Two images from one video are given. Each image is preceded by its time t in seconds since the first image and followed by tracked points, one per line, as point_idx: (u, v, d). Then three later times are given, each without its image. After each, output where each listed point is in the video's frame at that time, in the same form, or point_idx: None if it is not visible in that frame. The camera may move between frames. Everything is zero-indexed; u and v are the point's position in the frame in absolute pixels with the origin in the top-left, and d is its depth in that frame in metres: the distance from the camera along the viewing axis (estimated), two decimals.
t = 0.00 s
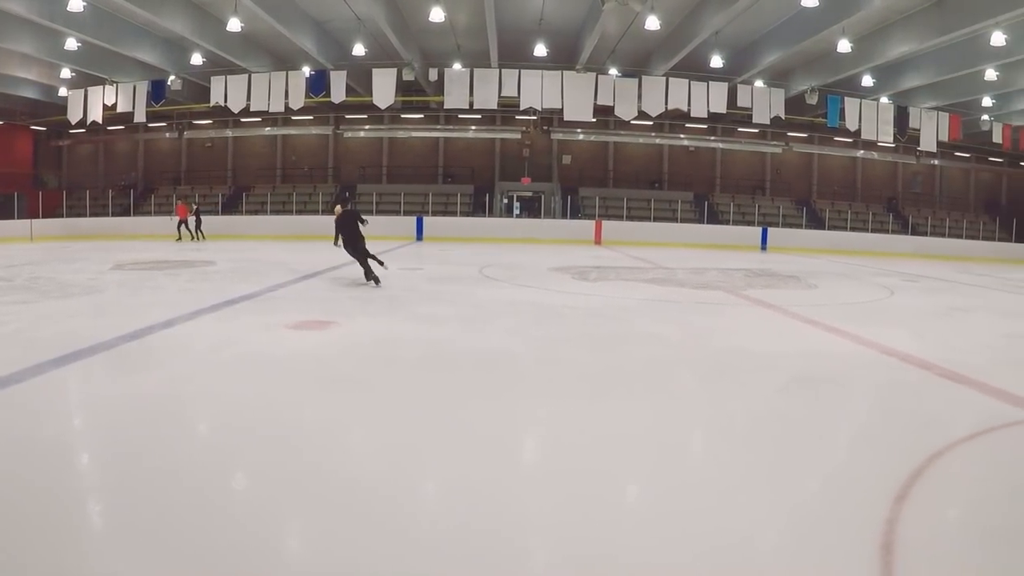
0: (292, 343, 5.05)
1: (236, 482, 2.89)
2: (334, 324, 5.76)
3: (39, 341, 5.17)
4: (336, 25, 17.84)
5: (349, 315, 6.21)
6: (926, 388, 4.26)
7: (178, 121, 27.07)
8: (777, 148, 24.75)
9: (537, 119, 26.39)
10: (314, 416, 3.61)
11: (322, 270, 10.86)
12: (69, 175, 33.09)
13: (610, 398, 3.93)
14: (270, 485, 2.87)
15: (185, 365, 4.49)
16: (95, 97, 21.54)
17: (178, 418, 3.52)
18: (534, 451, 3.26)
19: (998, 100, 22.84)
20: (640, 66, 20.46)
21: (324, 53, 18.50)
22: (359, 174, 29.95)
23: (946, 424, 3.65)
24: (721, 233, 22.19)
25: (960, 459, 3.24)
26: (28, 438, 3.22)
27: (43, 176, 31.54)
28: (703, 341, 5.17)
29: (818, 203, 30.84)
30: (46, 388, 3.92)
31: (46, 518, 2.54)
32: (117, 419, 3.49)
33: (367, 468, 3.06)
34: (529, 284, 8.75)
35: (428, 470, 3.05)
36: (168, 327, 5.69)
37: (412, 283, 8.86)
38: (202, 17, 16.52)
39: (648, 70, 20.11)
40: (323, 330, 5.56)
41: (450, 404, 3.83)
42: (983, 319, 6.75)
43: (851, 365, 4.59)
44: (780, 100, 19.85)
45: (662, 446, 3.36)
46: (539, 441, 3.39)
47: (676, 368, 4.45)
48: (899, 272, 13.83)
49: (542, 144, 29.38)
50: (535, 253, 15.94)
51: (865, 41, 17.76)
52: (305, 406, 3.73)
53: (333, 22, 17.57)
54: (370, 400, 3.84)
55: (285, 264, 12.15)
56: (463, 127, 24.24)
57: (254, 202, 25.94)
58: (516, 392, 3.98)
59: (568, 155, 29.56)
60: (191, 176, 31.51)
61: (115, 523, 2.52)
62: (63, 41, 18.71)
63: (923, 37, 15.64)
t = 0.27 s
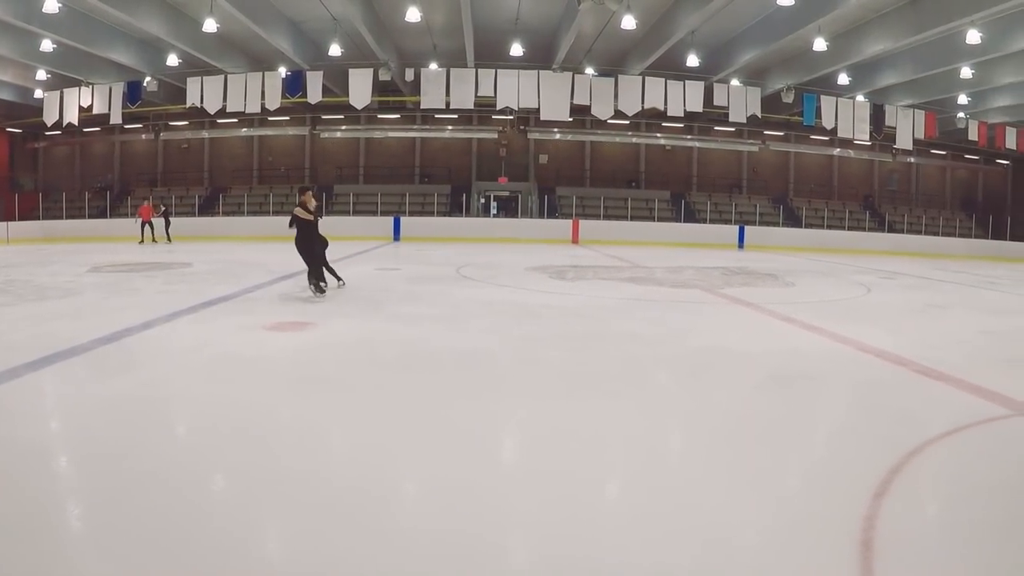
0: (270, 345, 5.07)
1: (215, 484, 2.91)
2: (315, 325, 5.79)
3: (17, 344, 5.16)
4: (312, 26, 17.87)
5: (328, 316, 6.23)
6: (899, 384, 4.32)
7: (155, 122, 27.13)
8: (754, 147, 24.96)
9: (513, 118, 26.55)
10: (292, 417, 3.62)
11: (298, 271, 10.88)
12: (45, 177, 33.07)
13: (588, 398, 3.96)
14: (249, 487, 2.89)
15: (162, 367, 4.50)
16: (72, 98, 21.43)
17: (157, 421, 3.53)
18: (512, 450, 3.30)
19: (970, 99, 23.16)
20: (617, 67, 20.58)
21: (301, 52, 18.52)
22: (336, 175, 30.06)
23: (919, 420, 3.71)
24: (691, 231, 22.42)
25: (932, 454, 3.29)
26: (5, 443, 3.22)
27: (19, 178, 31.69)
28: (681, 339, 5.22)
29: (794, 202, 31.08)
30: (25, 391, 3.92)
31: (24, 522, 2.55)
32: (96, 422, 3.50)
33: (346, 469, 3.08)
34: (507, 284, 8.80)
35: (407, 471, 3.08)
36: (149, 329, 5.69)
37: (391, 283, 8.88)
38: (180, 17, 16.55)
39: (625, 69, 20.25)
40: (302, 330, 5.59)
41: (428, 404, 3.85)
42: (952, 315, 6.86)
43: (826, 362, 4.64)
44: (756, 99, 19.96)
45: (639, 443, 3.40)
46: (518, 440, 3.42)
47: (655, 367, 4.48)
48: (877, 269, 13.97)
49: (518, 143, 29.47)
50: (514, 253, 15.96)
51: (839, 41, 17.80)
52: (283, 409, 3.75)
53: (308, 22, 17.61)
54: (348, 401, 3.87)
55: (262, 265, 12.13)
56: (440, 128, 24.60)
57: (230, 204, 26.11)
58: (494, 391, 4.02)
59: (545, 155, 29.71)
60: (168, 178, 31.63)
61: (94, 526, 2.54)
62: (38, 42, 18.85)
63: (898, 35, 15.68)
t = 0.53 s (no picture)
0: (285, 346, 5.08)
1: (230, 486, 2.89)
2: (329, 325, 5.81)
3: (34, 345, 5.19)
4: (325, 28, 17.92)
5: (342, 317, 6.24)
6: (916, 384, 4.27)
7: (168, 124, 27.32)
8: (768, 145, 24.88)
9: (525, 119, 26.62)
10: (307, 418, 3.61)
11: (311, 272, 10.91)
12: (60, 181, 33.54)
13: (601, 397, 3.93)
14: (264, 488, 2.88)
15: (176, 368, 4.50)
16: (86, 101, 21.72)
17: (173, 422, 3.52)
18: (526, 451, 3.27)
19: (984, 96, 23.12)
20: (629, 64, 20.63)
21: (314, 54, 18.54)
22: (349, 177, 30.18)
23: (936, 420, 3.66)
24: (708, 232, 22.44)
25: (950, 453, 3.25)
26: (22, 444, 3.21)
27: (33, 181, 32.21)
28: (694, 339, 5.18)
29: (808, 200, 31.12)
30: (39, 392, 3.93)
31: (39, 522, 2.54)
32: (111, 423, 3.50)
33: (360, 470, 3.06)
34: (519, 283, 8.81)
35: (421, 473, 3.04)
36: (163, 330, 5.70)
37: (404, 283, 8.91)
38: (191, 20, 16.62)
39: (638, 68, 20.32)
40: (318, 330, 5.61)
41: (444, 404, 3.83)
42: (966, 314, 6.81)
43: (841, 361, 4.61)
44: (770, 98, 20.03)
45: (655, 444, 3.36)
46: (533, 441, 3.39)
47: (668, 366, 4.45)
48: (889, 267, 13.89)
49: (531, 144, 29.62)
50: (525, 253, 15.97)
51: (852, 39, 17.77)
52: (298, 410, 3.73)
53: (321, 24, 17.66)
54: (362, 402, 3.86)
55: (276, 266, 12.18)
56: (453, 128, 24.26)
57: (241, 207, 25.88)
58: (508, 391, 3.99)
59: (558, 155, 29.77)
60: (183, 180, 31.71)
61: (109, 527, 2.53)
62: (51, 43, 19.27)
63: (910, 32, 15.66)
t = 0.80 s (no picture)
0: (365, 344, 5.07)
1: (307, 481, 2.85)
2: (409, 325, 5.79)
3: (118, 343, 5.30)
4: (400, 31, 16.98)
5: (420, 317, 6.21)
6: (1016, 390, 4.02)
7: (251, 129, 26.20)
8: (849, 140, 24.22)
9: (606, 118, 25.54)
10: (386, 416, 3.56)
11: (390, 272, 10.86)
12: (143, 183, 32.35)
13: (682, 399, 3.80)
14: (341, 485, 2.83)
15: (253, 367, 4.49)
16: (167, 107, 20.48)
17: (252, 417, 3.51)
18: (605, 453, 3.16)
19: None
20: (704, 61, 19.78)
21: (390, 57, 17.59)
22: (427, 177, 28.98)
23: None
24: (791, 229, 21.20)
25: None
26: (106, 437, 3.26)
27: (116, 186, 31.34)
28: (774, 341, 5.02)
29: (893, 197, 29.34)
30: (121, 387, 3.99)
31: (118, 513, 2.55)
32: (191, 417, 3.51)
33: (438, 468, 2.99)
34: (600, 284, 8.66)
35: (499, 473, 2.95)
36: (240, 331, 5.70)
37: (484, 284, 8.84)
38: (269, 27, 15.80)
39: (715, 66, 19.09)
40: (399, 330, 5.61)
41: (526, 404, 3.74)
42: None
43: (933, 366, 4.39)
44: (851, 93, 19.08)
45: (736, 446, 3.23)
46: (613, 442, 3.27)
47: (749, 369, 4.30)
48: (974, 269, 13.25)
49: (609, 142, 28.24)
50: (597, 253, 15.73)
51: (932, 29, 16.85)
52: (377, 408, 3.69)
53: (399, 28, 16.73)
54: (442, 400, 3.79)
55: (358, 267, 12.14)
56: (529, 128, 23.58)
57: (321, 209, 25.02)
58: (585, 393, 3.88)
59: (637, 154, 28.34)
60: (263, 183, 30.46)
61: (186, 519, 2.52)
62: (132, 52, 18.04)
63: (990, 23, 14.80)
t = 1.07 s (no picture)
0: (482, 341, 5.12)
1: (420, 476, 2.89)
2: (525, 323, 5.82)
3: (240, 336, 5.57)
4: (513, 28, 15.42)
5: (535, 315, 6.24)
6: None
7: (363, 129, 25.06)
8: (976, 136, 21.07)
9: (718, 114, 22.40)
10: (502, 410, 3.58)
11: (509, 270, 10.79)
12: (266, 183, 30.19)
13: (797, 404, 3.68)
14: (452, 480, 2.85)
15: (376, 359, 4.63)
16: (287, 108, 19.31)
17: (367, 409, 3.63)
18: (719, 454, 3.05)
19: None
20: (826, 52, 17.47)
21: (502, 55, 16.07)
22: (542, 175, 26.37)
23: None
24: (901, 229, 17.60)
25: None
26: (228, 426, 3.46)
27: (239, 184, 29.06)
28: (901, 350, 4.78)
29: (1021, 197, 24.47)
30: (238, 381, 4.22)
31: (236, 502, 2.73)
32: (308, 409, 3.68)
33: (549, 464, 2.96)
34: (719, 285, 8.46)
35: (609, 470, 2.90)
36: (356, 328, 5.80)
37: (600, 283, 8.78)
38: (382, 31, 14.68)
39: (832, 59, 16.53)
40: (515, 327, 5.65)
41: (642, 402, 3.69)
42: None
43: None
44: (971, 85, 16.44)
45: (852, 454, 3.07)
46: (726, 443, 3.17)
47: (867, 376, 4.13)
48: None
49: (726, 138, 25.02)
50: (714, 253, 15.09)
51: None
52: (492, 402, 3.72)
53: (512, 26, 15.27)
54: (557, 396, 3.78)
55: (475, 264, 12.16)
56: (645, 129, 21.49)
57: (439, 204, 23.68)
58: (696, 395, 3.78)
59: (755, 151, 25.05)
60: (381, 181, 28.17)
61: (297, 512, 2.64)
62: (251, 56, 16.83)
63: None
